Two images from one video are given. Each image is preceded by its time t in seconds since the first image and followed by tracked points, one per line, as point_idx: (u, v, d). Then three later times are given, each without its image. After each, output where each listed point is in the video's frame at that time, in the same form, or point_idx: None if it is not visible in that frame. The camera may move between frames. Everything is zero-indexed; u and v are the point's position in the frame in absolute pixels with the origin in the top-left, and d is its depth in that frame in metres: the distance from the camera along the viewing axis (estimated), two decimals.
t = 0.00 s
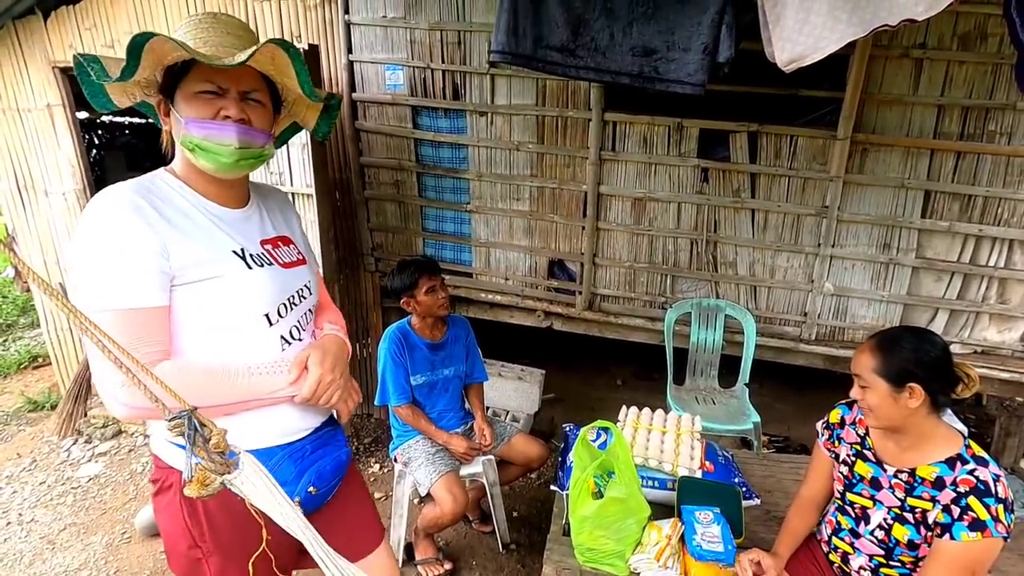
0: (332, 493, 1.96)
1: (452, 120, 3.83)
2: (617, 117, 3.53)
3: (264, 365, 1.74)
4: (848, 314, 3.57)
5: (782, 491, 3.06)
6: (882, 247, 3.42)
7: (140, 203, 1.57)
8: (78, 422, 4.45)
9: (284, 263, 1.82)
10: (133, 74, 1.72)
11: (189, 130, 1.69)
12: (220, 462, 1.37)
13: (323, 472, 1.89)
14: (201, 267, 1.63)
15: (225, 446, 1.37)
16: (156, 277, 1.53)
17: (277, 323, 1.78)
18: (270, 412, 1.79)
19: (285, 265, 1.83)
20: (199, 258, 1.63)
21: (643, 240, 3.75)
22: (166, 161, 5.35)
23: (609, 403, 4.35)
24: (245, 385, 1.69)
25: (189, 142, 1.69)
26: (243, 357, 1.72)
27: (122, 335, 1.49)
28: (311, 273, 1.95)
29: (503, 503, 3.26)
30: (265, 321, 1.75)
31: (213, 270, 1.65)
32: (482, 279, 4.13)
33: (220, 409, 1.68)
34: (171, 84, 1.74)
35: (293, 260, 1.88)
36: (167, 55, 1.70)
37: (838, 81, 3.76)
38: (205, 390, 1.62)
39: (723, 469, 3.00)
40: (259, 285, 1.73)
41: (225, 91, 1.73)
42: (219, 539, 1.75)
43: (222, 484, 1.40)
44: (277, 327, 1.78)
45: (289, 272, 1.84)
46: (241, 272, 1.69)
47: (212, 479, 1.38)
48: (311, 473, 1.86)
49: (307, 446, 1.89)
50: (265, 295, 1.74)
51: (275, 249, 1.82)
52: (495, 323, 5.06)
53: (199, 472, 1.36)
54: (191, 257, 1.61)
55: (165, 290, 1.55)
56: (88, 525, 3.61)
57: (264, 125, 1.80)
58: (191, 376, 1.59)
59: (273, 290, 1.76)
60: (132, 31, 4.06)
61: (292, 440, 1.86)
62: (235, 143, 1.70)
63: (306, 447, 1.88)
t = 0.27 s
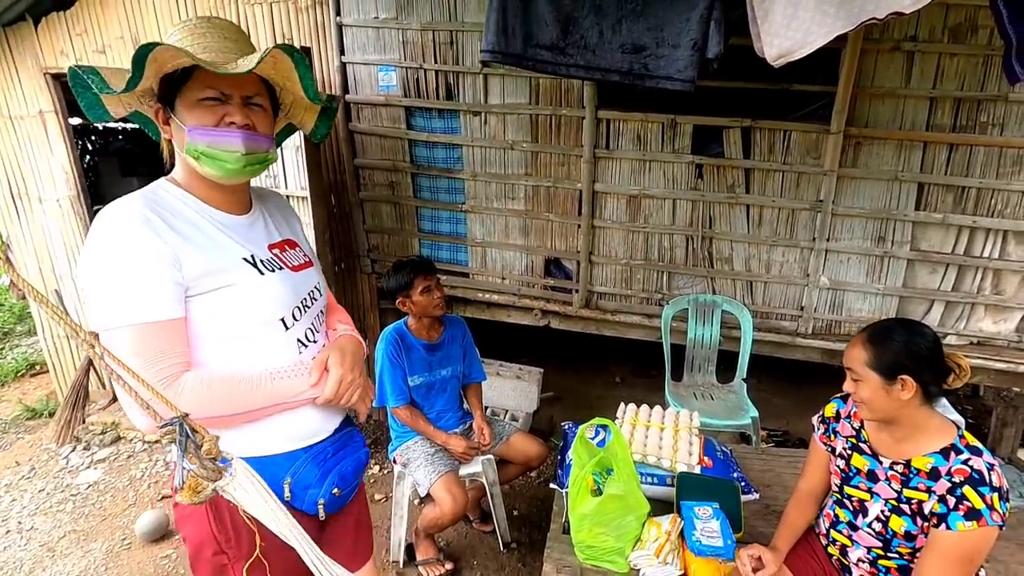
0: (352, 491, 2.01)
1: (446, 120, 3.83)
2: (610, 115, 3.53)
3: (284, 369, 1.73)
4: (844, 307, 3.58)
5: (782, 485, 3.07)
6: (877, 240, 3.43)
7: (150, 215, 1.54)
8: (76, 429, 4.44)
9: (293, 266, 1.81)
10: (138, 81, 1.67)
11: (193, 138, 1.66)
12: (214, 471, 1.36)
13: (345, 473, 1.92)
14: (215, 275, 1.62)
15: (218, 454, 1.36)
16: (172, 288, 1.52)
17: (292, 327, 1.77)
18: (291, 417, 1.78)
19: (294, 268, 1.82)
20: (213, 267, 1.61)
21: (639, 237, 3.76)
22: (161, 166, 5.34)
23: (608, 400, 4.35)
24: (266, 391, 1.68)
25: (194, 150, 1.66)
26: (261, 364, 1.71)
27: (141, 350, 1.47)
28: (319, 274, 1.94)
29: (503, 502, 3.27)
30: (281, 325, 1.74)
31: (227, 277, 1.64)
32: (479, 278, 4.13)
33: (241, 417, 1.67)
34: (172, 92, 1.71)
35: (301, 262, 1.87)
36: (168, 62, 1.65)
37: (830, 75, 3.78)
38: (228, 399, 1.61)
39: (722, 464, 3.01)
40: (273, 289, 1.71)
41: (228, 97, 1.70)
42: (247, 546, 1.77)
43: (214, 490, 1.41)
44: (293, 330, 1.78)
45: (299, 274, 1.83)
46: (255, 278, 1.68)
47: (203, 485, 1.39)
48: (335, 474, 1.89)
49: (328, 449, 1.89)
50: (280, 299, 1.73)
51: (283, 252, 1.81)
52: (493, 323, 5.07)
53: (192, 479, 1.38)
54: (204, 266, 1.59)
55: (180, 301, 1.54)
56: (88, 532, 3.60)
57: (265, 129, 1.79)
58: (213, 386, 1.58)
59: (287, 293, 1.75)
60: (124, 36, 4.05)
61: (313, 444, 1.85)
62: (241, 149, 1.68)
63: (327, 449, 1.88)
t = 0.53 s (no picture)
0: (356, 488, 2.01)
1: (439, 115, 3.81)
2: (604, 109, 3.53)
3: (286, 367, 1.71)
4: (837, 300, 3.60)
5: (775, 477, 3.09)
6: (869, 233, 3.44)
7: (150, 212, 1.53)
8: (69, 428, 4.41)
9: (298, 261, 1.78)
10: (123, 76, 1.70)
11: (189, 125, 1.64)
12: (202, 470, 1.43)
13: (350, 470, 1.92)
14: (217, 272, 1.60)
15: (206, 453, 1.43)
16: (172, 285, 1.50)
17: (296, 323, 1.75)
18: (295, 413, 1.77)
19: (300, 263, 1.78)
20: (214, 264, 1.59)
21: (633, 231, 3.76)
22: (152, 163, 5.30)
23: (603, 394, 4.37)
24: (267, 389, 1.66)
25: (192, 136, 1.64)
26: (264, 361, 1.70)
27: (143, 347, 1.47)
28: (326, 269, 1.91)
29: (498, 497, 3.28)
30: (284, 321, 1.72)
31: (228, 274, 1.62)
32: (473, 274, 4.13)
33: (242, 414, 1.66)
34: (162, 83, 1.70)
35: (307, 256, 1.83)
36: (152, 51, 1.65)
37: (823, 69, 3.79)
38: (229, 397, 1.60)
39: (716, 457, 3.03)
40: (275, 286, 1.69)
41: (218, 78, 1.68)
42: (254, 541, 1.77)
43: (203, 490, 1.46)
44: (296, 327, 1.75)
45: (304, 269, 1.79)
46: (256, 275, 1.65)
47: (193, 485, 1.44)
48: (339, 472, 1.89)
49: (332, 446, 1.89)
50: (283, 296, 1.70)
51: (288, 247, 1.78)
52: (488, 318, 5.07)
53: (179, 480, 1.42)
54: (205, 262, 1.58)
55: (181, 298, 1.52)
56: (82, 530, 3.59)
57: (260, 110, 1.76)
58: (214, 384, 1.57)
59: (291, 289, 1.72)
60: (112, 30, 4.01)
61: (317, 440, 1.84)
62: (238, 128, 1.66)
63: (333, 445, 1.88)
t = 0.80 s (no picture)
0: (336, 492, 1.95)
1: (425, 108, 3.79)
2: (591, 102, 3.52)
3: (258, 364, 1.67)
4: (822, 291, 3.64)
5: (762, 466, 3.13)
6: (853, 224, 3.48)
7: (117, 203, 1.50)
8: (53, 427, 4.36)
9: (275, 256, 1.74)
10: (96, 78, 1.62)
11: (168, 129, 1.62)
12: (185, 470, 1.34)
13: (326, 473, 1.86)
14: (185, 266, 1.57)
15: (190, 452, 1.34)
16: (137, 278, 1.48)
17: (268, 320, 1.71)
18: (267, 413, 1.73)
19: (276, 258, 1.75)
20: (181, 258, 1.56)
21: (621, 224, 3.77)
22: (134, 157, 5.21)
23: (592, 387, 4.39)
24: (236, 385, 1.62)
25: (171, 142, 1.63)
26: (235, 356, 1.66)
27: (107, 340, 1.45)
28: (308, 263, 1.87)
29: (488, 489, 3.29)
30: (256, 318, 1.68)
31: (197, 268, 1.59)
32: (462, 267, 4.12)
33: (211, 412, 1.63)
34: (138, 83, 1.67)
35: (286, 253, 1.79)
36: (126, 53, 1.60)
37: (808, 61, 3.81)
38: (196, 393, 1.56)
39: (703, 447, 3.06)
40: (246, 280, 1.65)
41: (196, 81, 1.65)
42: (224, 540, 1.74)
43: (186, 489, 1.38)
44: (270, 323, 1.71)
45: (280, 265, 1.75)
46: (225, 270, 1.62)
47: (175, 485, 1.36)
48: (314, 473, 1.83)
49: (308, 447, 1.84)
50: (254, 292, 1.67)
51: (267, 241, 1.75)
52: (476, 311, 5.07)
53: (162, 479, 1.35)
54: (173, 256, 1.55)
55: (149, 292, 1.50)
56: (68, 530, 3.55)
57: (240, 112, 1.75)
58: (180, 379, 1.53)
59: (263, 284, 1.69)
60: (90, 23, 3.92)
61: (292, 440, 1.80)
62: (218, 135, 1.65)
63: (309, 446, 1.84)
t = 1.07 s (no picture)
0: (304, 490, 1.90)
1: (418, 97, 3.76)
2: (585, 92, 3.51)
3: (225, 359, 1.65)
4: (813, 283, 3.67)
5: (752, 456, 3.16)
6: (844, 216, 3.50)
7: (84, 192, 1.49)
8: (42, 417, 4.33)
9: (247, 251, 1.72)
10: (62, 60, 1.65)
11: (138, 110, 1.59)
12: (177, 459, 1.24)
13: (289, 471, 1.82)
14: (150, 257, 1.55)
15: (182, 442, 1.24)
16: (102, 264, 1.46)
17: (234, 316, 1.68)
18: (232, 407, 1.72)
19: (248, 253, 1.73)
20: (147, 250, 1.54)
21: (614, 216, 3.77)
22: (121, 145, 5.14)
23: (584, 377, 4.41)
24: (200, 379, 1.59)
25: (138, 123, 1.60)
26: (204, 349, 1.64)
27: (69, 329, 1.42)
28: (285, 259, 1.84)
29: (480, 479, 3.30)
30: (222, 313, 1.65)
31: (166, 260, 1.57)
32: (454, 258, 4.11)
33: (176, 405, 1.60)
34: (111, 64, 1.63)
35: (261, 248, 1.77)
36: (95, 31, 1.59)
37: (801, 53, 3.81)
38: (161, 385, 1.53)
39: (694, 437, 3.08)
40: (215, 275, 1.64)
41: (168, 62, 1.61)
42: (186, 535, 1.74)
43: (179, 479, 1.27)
44: (236, 319, 1.69)
45: (253, 260, 1.73)
46: (192, 263, 1.60)
47: (167, 475, 1.26)
48: (276, 471, 1.80)
49: (273, 443, 1.82)
50: (221, 286, 1.65)
51: (241, 236, 1.73)
52: (469, 302, 5.06)
53: (153, 469, 1.24)
54: (139, 246, 1.53)
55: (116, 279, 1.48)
56: (59, 521, 3.54)
57: (217, 94, 1.70)
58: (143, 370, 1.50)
59: (233, 279, 1.67)
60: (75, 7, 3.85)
61: (258, 436, 1.80)
62: (187, 115, 1.60)
63: (274, 443, 1.83)
